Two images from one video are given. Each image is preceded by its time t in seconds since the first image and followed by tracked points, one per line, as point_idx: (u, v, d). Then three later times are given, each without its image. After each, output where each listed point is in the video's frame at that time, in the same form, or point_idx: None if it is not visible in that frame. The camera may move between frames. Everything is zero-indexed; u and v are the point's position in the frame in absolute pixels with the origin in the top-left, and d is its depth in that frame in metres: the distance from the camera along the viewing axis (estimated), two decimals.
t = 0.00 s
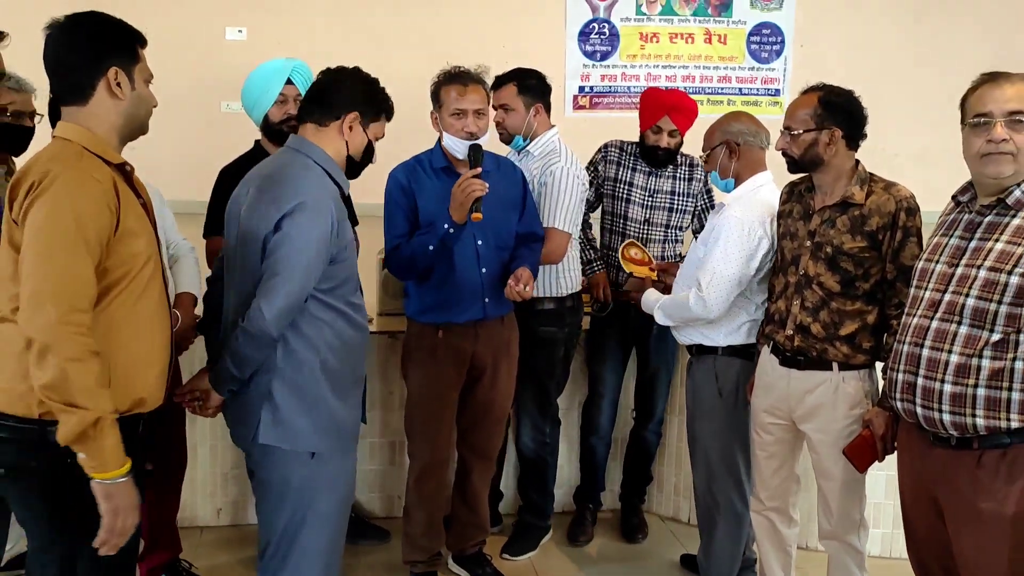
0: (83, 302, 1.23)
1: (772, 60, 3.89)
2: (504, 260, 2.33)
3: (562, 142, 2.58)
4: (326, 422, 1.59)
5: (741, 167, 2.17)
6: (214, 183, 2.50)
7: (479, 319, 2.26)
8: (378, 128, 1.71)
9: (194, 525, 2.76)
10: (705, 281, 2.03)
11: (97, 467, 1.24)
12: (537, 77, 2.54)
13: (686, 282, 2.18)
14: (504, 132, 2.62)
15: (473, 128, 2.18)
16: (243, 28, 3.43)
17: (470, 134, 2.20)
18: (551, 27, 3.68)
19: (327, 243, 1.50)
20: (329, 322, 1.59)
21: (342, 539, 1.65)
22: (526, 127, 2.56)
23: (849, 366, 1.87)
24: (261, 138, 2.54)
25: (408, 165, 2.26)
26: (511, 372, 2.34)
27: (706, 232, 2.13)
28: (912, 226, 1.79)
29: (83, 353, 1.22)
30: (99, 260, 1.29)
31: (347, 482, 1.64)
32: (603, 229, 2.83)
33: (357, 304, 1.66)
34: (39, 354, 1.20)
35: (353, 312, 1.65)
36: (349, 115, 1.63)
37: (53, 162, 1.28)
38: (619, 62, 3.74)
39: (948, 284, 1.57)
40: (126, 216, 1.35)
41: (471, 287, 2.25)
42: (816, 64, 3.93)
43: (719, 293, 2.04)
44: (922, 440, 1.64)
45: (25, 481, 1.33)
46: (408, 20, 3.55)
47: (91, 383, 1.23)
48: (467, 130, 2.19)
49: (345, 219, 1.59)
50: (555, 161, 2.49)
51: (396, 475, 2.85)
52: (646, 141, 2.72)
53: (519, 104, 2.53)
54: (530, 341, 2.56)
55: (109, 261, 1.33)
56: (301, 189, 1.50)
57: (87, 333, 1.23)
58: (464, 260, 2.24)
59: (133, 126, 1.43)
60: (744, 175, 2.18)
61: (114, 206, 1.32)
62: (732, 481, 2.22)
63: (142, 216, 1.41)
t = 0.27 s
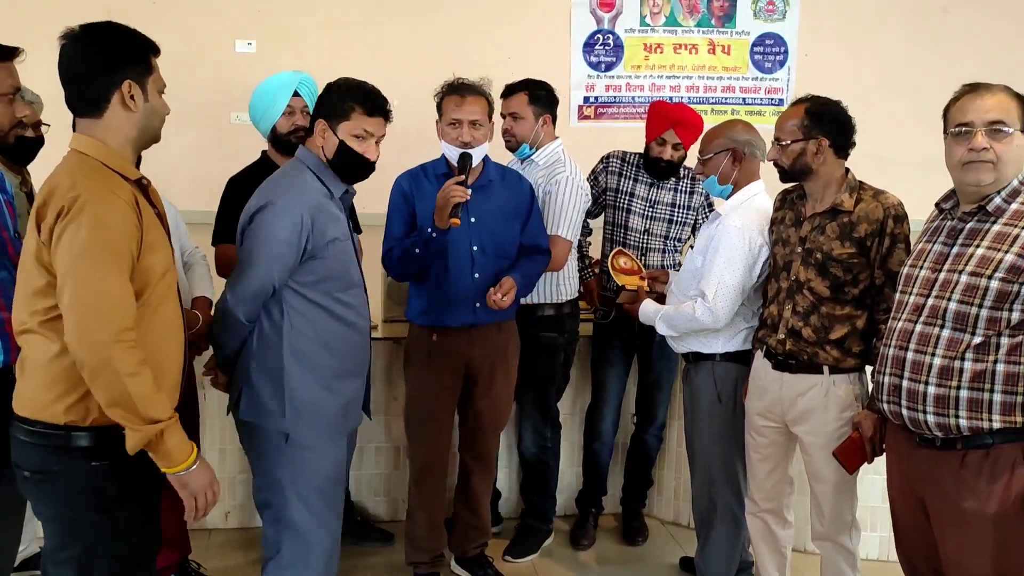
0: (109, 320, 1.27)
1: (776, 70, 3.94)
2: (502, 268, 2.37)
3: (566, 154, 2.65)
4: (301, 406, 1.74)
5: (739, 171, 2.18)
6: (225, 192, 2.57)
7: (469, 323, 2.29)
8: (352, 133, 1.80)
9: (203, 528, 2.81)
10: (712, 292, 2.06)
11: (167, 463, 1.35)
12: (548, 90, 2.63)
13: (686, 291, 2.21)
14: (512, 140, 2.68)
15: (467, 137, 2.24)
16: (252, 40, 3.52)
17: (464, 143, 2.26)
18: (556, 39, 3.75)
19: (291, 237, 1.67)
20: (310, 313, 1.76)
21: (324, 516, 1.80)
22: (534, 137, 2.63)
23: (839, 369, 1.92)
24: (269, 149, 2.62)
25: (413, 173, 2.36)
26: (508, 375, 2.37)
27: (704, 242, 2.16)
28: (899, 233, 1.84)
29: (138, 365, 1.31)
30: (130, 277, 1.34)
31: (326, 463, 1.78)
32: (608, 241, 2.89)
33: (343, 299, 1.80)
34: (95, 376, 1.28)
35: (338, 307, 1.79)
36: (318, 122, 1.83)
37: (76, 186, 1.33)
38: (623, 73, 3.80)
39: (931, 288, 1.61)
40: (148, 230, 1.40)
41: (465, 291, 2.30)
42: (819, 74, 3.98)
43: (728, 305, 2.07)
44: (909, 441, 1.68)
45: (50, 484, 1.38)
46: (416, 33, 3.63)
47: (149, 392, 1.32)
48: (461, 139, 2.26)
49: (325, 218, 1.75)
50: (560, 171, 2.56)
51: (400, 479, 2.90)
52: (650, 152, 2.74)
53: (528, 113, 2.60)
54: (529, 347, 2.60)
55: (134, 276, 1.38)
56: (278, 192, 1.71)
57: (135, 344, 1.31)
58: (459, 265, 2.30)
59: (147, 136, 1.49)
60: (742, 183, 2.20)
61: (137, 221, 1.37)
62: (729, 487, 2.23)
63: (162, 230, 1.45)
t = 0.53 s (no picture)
0: (146, 335, 1.35)
1: (780, 79, 3.99)
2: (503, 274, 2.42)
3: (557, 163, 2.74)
4: (281, 389, 1.87)
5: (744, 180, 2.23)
6: (238, 199, 2.64)
7: (469, 326, 2.34)
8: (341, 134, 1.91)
9: (215, 528, 2.87)
10: (716, 297, 2.10)
11: (159, 480, 1.39)
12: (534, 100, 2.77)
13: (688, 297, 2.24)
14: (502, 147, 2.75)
15: (472, 145, 2.30)
16: (263, 51, 3.60)
17: (467, 151, 2.32)
18: (563, 48, 3.81)
19: (269, 227, 1.81)
20: (297, 304, 1.89)
21: (309, 498, 1.91)
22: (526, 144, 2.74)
23: (836, 372, 1.96)
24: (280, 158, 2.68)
25: (425, 180, 2.43)
26: (509, 378, 2.41)
27: (703, 250, 2.19)
28: (893, 240, 1.89)
29: (155, 385, 1.37)
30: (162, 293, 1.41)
31: (307, 448, 1.89)
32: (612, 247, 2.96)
33: (329, 293, 1.90)
34: (117, 391, 1.34)
35: (323, 299, 1.90)
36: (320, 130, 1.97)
37: (121, 203, 1.37)
38: (629, 82, 3.87)
39: (921, 292, 1.65)
40: (183, 248, 1.46)
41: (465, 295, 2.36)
42: (823, 82, 4.03)
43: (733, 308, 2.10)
44: (902, 441, 1.72)
45: (87, 485, 1.43)
46: (425, 43, 3.70)
47: (161, 411, 1.38)
48: (466, 147, 2.32)
49: (311, 214, 1.87)
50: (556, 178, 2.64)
51: (408, 481, 2.95)
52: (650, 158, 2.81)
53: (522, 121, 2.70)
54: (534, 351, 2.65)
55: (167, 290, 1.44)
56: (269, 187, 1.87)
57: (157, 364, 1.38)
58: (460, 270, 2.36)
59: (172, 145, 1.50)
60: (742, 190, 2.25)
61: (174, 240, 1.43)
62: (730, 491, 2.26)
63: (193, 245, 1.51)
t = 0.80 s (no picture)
0: (201, 357, 1.39)
1: (784, 85, 4.03)
2: (509, 278, 2.46)
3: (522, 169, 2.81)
4: (280, 388, 1.92)
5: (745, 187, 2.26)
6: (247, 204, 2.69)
7: (473, 328, 2.39)
8: (334, 137, 1.96)
9: (224, 529, 2.92)
10: (727, 304, 2.13)
11: (201, 500, 1.42)
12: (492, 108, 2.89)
13: (691, 303, 2.26)
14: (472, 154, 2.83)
15: (482, 152, 2.34)
16: (271, 58, 3.65)
17: (478, 158, 2.36)
18: (568, 56, 3.86)
19: (268, 230, 1.86)
20: (296, 304, 1.93)
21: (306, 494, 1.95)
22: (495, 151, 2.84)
23: (837, 375, 2.00)
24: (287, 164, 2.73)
25: (437, 185, 2.48)
26: (511, 386, 2.44)
27: (706, 257, 2.22)
28: (892, 244, 1.93)
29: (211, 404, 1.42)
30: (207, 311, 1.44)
31: (306, 446, 1.94)
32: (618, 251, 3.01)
33: (327, 293, 1.94)
34: (178, 410, 1.38)
35: (321, 299, 1.93)
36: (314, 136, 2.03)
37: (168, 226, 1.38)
38: (634, 88, 3.91)
39: (918, 296, 1.69)
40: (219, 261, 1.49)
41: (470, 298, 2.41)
42: (826, 88, 4.07)
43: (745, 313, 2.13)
44: (900, 442, 1.76)
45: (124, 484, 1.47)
46: (432, 50, 3.75)
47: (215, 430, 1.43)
48: (475, 154, 2.36)
49: (309, 217, 1.91)
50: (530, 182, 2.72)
51: (414, 483, 2.99)
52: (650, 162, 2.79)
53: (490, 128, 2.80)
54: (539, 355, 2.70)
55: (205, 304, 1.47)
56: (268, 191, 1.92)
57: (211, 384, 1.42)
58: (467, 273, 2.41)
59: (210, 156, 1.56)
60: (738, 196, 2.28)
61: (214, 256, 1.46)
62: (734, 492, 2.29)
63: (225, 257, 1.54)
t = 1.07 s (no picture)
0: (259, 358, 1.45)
1: (785, 88, 4.06)
2: (514, 279, 2.49)
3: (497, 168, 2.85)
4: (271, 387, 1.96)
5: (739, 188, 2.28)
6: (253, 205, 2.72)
7: (477, 328, 2.41)
8: (321, 136, 1.98)
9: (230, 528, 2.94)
10: (733, 306, 2.14)
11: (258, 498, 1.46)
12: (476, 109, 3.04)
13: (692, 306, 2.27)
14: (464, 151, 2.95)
15: (487, 155, 2.36)
16: (275, 60, 3.67)
17: (484, 160, 2.38)
18: (571, 58, 3.89)
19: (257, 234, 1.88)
20: (286, 305, 1.95)
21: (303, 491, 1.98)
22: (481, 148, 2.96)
23: (838, 375, 2.02)
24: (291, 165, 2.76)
25: (442, 186, 2.51)
26: (516, 382, 2.47)
27: (706, 260, 2.24)
28: (892, 245, 1.96)
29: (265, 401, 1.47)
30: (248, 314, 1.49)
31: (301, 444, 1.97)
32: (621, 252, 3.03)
33: (317, 293, 1.96)
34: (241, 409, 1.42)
35: (311, 299, 1.95)
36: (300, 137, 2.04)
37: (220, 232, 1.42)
38: (636, 91, 3.94)
39: (915, 296, 1.71)
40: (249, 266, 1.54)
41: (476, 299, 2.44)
42: (827, 91, 4.09)
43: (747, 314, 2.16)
44: (899, 441, 1.78)
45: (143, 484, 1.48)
46: (436, 52, 3.78)
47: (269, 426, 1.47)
48: (481, 156, 2.38)
49: (296, 219, 1.93)
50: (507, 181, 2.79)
51: (418, 482, 3.02)
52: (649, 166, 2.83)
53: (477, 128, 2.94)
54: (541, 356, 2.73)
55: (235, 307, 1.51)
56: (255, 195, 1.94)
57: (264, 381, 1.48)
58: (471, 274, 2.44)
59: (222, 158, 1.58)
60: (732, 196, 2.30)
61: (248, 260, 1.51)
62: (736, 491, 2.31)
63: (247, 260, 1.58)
